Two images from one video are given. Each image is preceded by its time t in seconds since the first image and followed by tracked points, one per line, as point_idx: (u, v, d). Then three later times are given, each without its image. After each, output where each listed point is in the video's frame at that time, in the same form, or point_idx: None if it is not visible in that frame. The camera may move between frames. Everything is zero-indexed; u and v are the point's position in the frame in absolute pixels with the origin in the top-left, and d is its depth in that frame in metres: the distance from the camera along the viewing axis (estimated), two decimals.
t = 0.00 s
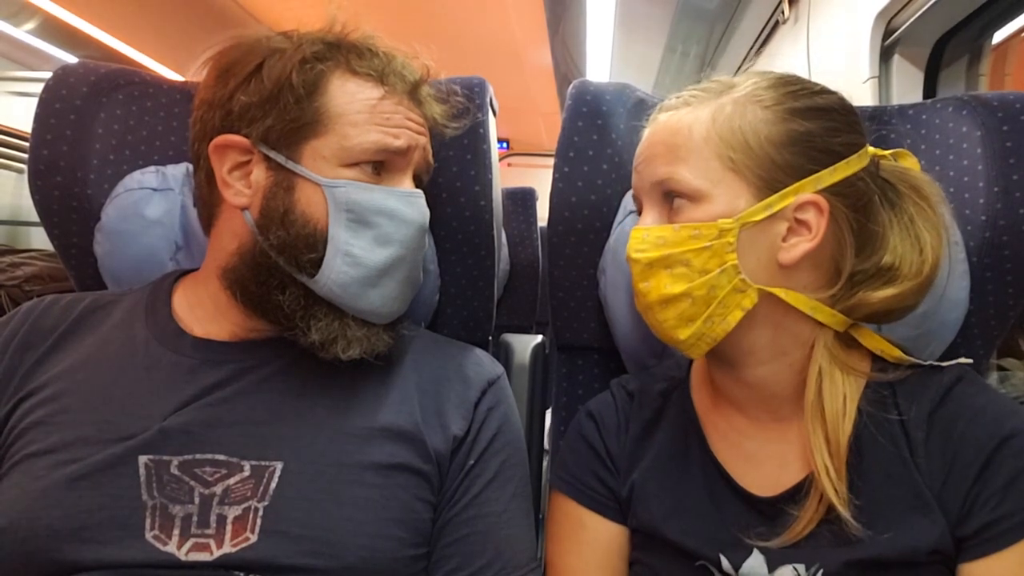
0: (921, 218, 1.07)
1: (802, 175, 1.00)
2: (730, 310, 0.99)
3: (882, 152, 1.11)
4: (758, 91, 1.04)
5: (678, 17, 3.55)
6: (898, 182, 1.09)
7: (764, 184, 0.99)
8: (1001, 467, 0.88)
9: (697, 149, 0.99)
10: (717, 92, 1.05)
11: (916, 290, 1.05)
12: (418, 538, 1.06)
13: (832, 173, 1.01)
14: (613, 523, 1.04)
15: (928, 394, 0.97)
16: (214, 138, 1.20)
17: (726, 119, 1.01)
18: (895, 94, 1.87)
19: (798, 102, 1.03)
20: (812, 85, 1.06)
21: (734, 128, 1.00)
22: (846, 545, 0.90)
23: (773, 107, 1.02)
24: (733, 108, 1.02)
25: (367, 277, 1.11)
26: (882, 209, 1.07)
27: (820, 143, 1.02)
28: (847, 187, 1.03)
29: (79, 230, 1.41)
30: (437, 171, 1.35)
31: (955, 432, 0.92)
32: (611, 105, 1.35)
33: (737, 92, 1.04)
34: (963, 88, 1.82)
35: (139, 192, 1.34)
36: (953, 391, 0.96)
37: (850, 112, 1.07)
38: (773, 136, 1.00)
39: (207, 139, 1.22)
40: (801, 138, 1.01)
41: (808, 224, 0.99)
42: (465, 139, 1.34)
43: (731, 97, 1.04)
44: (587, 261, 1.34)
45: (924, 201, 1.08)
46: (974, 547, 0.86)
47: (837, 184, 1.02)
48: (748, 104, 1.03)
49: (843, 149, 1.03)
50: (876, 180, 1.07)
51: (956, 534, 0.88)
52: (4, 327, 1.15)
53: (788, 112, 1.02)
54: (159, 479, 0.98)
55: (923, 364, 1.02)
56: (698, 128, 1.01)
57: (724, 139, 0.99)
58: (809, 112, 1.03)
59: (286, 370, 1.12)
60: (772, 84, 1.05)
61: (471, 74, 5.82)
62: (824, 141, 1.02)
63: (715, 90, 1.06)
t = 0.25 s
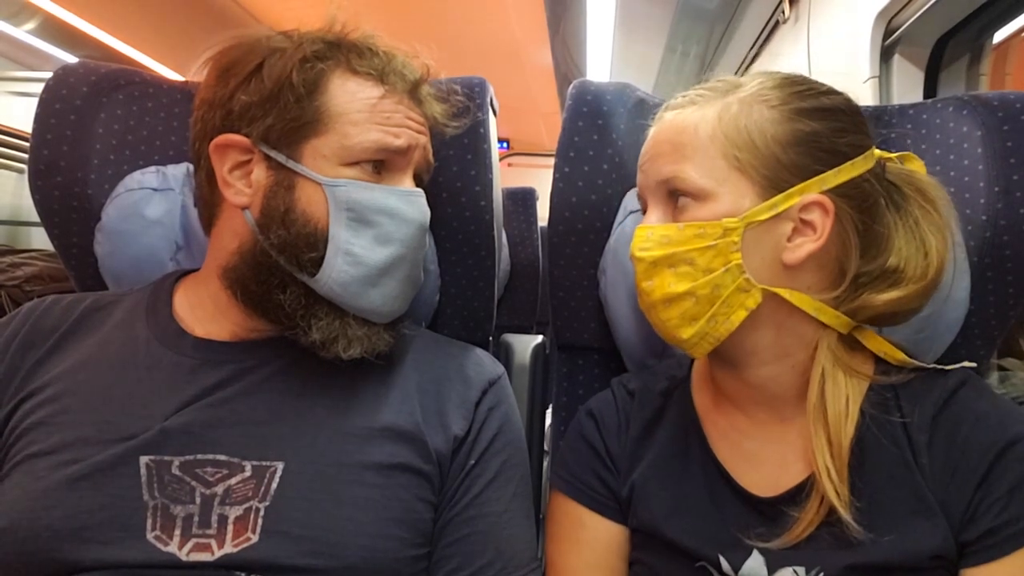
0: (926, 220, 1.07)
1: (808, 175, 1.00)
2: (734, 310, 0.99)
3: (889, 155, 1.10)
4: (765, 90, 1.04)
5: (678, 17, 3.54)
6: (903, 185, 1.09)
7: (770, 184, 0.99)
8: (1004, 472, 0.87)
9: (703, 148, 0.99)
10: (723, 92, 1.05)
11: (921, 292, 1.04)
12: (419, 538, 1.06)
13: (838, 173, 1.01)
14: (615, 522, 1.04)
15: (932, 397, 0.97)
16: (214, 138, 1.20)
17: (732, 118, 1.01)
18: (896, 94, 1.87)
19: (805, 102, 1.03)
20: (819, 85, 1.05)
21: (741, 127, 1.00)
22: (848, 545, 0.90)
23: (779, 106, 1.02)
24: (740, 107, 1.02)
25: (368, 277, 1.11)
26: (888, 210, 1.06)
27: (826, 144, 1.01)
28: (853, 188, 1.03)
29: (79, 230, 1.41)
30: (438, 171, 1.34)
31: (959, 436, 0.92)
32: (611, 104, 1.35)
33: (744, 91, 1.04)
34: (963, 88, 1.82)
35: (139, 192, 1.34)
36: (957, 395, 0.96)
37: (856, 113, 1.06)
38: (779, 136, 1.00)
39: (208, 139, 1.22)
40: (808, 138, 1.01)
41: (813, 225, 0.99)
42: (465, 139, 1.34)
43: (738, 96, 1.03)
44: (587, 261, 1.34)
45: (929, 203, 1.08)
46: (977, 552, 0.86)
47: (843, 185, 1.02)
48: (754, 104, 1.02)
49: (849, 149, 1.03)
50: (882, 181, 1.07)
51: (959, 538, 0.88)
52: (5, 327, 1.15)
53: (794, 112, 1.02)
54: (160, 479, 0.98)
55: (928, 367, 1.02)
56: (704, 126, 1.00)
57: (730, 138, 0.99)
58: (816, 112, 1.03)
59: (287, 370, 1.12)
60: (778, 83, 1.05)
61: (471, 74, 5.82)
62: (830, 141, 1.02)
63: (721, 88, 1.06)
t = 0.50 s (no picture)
0: (932, 222, 1.06)
1: (814, 175, 1.00)
2: (738, 310, 0.99)
3: (895, 155, 1.11)
4: (772, 89, 1.04)
5: (678, 17, 3.54)
6: (910, 186, 1.09)
7: (776, 183, 0.99)
8: (1007, 477, 0.87)
9: (709, 147, 0.99)
10: (730, 90, 1.05)
11: (928, 295, 1.04)
12: (419, 538, 1.06)
13: (844, 174, 1.01)
14: (616, 520, 1.04)
15: (936, 399, 0.97)
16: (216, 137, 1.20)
17: (739, 117, 1.01)
18: (896, 93, 1.87)
19: (813, 102, 1.03)
20: (826, 86, 1.05)
21: (747, 126, 1.00)
22: (848, 545, 0.90)
23: (786, 106, 1.02)
24: (747, 106, 1.02)
25: (369, 277, 1.11)
26: (895, 211, 1.06)
27: (833, 144, 1.01)
28: (860, 189, 1.02)
29: (79, 229, 1.41)
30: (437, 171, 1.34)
31: (963, 439, 0.92)
32: (611, 104, 1.35)
33: (751, 90, 1.04)
34: (963, 88, 1.82)
35: (139, 192, 1.34)
36: (961, 398, 0.96)
37: (864, 114, 1.06)
38: (786, 135, 1.00)
39: (210, 138, 1.22)
40: (814, 138, 1.01)
41: (819, 225, 0.99)
42: (465, 138, 1.34)
43: (745, 95, 1.03)
44: (587, 260, 1.34)
45: (936, 205, 1.08)
46: (980, 556, 0.86)
47: (849, 185, 1.02)
48: (761, 103, 1.03)
49: (856, 150, 1.03)
50: (889, 183, 1.07)
51: (962, 541, 0.89)
52: (5, 326, 1.15)
53: (802, 111, 1.02)
54: (160, 479, 0.98)
55: (932, 369, 1.02)
56: (711, 125, 1.01)
57: (736, 137, 0.99)
58: (823, 112, 1.03)
59: (287, 370, 1.12)
60: (786, 83, 1.05)
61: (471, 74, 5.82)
62: (838, 142, 1.02)
63: (729, 87, 1.06)
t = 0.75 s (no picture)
0: (937, 223, 1.07)
1: (821, 175, 1.01)
2: (743, 309, 0.99)
3: (902, 156, 1.10)
4: (779, 88, 1.04)
5: (677, 17, 3.55)
6: (916, 187, 1.08)
7: (782, 183, 0.99)
8: (1012, 478, 0.88)
9: (716, 146, 1.00)
10: (737, 89, 1.05)
11: (931, 295, 1.05)
12: (422, 539, 1.06)
13: (851, 174, 1.01)
14: (619, 520, 1.04)
15: (941, 399, 0.97)
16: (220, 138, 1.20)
17: (746, 116, 1.01)
18: (896, 93, 1.87)
19: (820, 101, 1.03)
20: (833, 85, 1.05)
21: (754, 125, 1.00)
22: (852, 545, 0.90)
23: (793, 105, 1.02)
24: (754, 105, 1.02)
25: (372, 278, 1.11)
26: (901, 211, 1.06)
27: (840, 144, 1.02)
28: (866, 189, 1.03)
29: (80, 230, 1.41)
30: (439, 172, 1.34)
31: (968, 440, 0.92)
32: (611, 105, 1.35)
33: (759, 89, 1.04)
34: (963, 88, 1.81)
35: (140, 194, 1.34)
36: (966, 398, 0.96)
37: (871, 113, 1.06)
38: (792, 134, 1.00)
39: (213, 139, 1.22)
40: (821, 137, 1.01)
41: (825, 225, 1.00)
42: (465, 139, 1.34)
43: (752, 94, 1.03)
44: (589, 261, 1.34)
45: (942, 205, 1.08)
46: (985, 556, 0.87)
47: (856, 185, 1.02)
48: (769, 101, 1.02)
49: (862, 150, 1.03)
50: (895, 183, 1.07)
51: (967, 542, 0.89)
52: (8, 327, 1.15)
53: (809, 110, 1.02)
54: (163, 480, 0.98)
55: (937, 370, 1.02)
56: (717, 124, 1.01)
57: (743, 135, 0.99)
58: (830, 111, 1.03)
59: (289, 371, 1.12)
60: (793, 81, 1.05)
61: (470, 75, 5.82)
62: (844, 142, 1.02)
63: (736, 85, 1.06)
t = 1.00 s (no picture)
0: (937, 224, 1.06)
1: (820, 175, 1.01)
2: (740, 308, 0.99)
3: (902, 158, 1.10)
4: (781, 87, 1.04)
5: (677, 17, 3.55)
6: (915, 188, 1.08)
7: (781, 182, 0.99)
8: (1010, 474, 0.88)
9: (716, 144, 1.00)
10: (739, 87, 1.05)
11: (929, 296, 1.04)
12: (423, 539, 1.06)
13: (850, 175, 1.01)
14: (619, 519, 1.04)
15: (940, 396, 0.97)
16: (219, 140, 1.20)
17: (747, 115, 1.01)
18: (896, 93, 1.87)
19: (821, 101, 1.03)
20: (835, 86, 1.05)
21: (756, 124, 1.00)
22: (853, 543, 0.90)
23: (795, 104, 1.02)
24: (755, 104, 1.02)
25: (372, 279, 1.11)
26: (900, 211, 1.06)
27: (841, 144, 1.01)
28: (865, 190, 1.02)
29: (81, 232, 1.41)
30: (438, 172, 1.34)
31: (966, 436, 0.92)
32: (611, 105, 1.35)
33: (761, 87, 1.04)
34: (964, 87, 1.81)
35: (140, 195, 1.34)
36: (964, 395, 0.96)
37: (871, 114, 1.06)
38: (793, 134, 1.00)
39: (213, 141, 1.22)
40: (822, 138, 1.01)
41: (823, 225, 0.99)
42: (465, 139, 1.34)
43: (754, 93, 1.03)
44: (589, 261, 1.34)
45: (940, 206, 1.08)
46: (982, 551, 0.86)
47: (855, 186, 1.02)
48: (770, 101, 1.02)
49: (862, 151, 1.03)
50: (894, 184, 1.07)
51: (965, 537, 0.88)
52: (8, 327, 1.15)
53: (810, 110, 1.02)
54: (163, 480, 0.98)
55: (935, 368, 1.02)
56: (719, 121, 1.01)
57: (743, 134, 0.99)
58: (831, 112, 1.03)
59: (289, 372, 1.12)
60: (795, 81, 1.05)
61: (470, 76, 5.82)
62: (845, 142, 1.02)
63: (738, 83, 1.06)
